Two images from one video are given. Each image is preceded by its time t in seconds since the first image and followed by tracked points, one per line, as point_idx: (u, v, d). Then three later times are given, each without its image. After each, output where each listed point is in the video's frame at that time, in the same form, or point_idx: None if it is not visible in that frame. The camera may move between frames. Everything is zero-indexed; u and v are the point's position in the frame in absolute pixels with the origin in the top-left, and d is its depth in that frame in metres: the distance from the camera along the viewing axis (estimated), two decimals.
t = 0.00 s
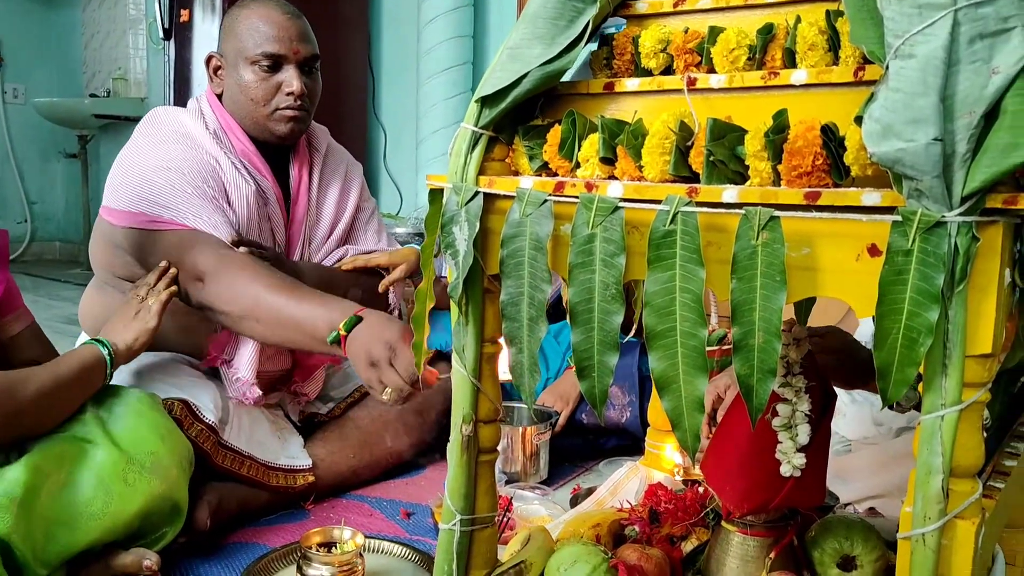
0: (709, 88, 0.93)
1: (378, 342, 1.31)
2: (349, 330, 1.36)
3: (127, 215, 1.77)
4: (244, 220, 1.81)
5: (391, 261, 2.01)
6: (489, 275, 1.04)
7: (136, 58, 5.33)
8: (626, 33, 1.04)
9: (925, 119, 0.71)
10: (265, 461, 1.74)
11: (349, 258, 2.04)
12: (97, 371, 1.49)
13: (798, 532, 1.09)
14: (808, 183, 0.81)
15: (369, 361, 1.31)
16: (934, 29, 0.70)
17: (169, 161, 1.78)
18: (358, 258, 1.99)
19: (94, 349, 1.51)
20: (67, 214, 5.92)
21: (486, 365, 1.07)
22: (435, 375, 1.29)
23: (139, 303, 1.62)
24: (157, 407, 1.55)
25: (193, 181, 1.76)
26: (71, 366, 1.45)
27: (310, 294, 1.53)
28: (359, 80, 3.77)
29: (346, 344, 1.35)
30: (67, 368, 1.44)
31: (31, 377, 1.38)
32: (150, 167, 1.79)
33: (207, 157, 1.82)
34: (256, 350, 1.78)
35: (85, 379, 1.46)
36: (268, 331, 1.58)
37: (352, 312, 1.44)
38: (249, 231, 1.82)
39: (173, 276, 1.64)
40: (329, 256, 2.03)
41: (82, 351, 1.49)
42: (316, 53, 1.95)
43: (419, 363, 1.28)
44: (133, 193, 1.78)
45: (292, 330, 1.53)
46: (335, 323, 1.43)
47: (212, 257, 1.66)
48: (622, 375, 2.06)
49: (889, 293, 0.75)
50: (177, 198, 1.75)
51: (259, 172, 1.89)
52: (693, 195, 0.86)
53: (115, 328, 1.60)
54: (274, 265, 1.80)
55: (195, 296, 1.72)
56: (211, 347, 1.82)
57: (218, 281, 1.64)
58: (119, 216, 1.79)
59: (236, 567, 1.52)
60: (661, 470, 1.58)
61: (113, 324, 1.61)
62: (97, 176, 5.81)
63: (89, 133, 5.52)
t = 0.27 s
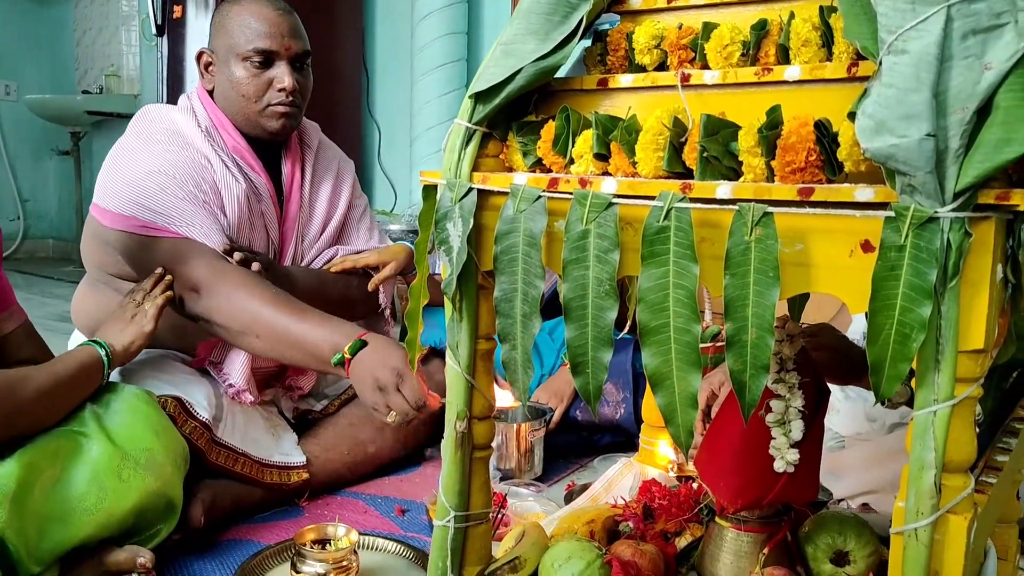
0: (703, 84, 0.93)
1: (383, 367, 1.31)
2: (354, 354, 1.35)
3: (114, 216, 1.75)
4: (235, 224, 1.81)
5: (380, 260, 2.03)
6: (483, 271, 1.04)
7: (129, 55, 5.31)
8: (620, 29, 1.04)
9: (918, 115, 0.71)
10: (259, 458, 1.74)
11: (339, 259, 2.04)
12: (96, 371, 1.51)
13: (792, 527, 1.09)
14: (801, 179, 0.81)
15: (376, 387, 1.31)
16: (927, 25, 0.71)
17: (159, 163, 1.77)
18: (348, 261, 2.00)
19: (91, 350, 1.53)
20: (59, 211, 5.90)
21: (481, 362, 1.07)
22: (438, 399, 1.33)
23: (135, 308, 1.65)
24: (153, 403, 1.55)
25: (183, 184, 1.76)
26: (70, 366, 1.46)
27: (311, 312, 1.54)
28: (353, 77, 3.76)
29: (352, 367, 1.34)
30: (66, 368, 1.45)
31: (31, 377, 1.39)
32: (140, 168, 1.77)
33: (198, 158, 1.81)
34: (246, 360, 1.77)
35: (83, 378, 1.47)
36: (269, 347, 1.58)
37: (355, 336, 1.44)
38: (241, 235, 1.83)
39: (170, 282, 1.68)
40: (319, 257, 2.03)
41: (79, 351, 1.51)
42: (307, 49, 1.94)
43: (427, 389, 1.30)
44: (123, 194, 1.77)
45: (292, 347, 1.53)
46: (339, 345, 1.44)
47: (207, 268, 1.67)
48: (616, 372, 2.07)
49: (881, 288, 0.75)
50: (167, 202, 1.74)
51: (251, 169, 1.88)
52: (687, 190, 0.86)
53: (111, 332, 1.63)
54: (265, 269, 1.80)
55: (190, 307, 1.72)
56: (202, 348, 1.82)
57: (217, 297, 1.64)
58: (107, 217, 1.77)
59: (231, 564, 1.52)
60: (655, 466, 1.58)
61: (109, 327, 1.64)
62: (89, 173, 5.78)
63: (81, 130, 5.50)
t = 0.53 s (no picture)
0: (697, 81, 0.93)
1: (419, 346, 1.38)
2: (385, 336, 1.45)
3: (114, 215, 1.75)
4: (236, 218, 1.82)
5: (372, 257, 2.02)
6: (477, 267, 1.04)
7: (122, 52, 5.29)
8: (614, 26, 1.05)
9: (910, 111, 0.71)
10: (254, 455, 1.73)
11: (332, 256, 2.04)
12: (97, 365, 1.51)
13: (786, 523, 1.09)
14: (795, 175, 0.81)
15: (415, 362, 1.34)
16: (920, 22, 0.71)
17: (156, 160, 1.77)
18: (340, 257, 1.99)
19: (94, 344, 1.53)
20: (53, 208, 5.87)
21: (476, 359, 1.07)
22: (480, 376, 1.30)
23: (139, 304, 1.63)
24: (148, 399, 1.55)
25: (179, 179, 1.76)
26: (70, 361, 1.46)
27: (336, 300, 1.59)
28: (347, 74, 3.76)
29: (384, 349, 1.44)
30: (67, 363, 1.45)
31: (32, 371, 1.39)
32: (136, 165, 1.77)
33: (194, 155, 1.81)
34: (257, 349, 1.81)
35: (84, 373, 1.47)
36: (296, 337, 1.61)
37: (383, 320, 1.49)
38: (242, 230, 1.84)
39: (176, 283, 1.67)
40: (314, 251, 2.03)
41: (82, 344, 1.51)
42: (296, 44, 1.94)
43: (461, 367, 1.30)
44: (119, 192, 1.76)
45: (321, 335, 1.57)
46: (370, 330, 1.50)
47: (225, 264, 1.67)
48: (610, 369, 2.07)
49: (874, 285, 0.75)
50: (168, 198, 1.73)
51: (245, 165, 1.87)
52: (682, 186, 0.87)
53: (113, 327, 1.60)
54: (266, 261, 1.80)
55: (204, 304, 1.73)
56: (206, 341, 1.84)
57: (238, 291, 1.65)
58: (105, 216, 1.76)
59: (225, 561, 1.52)
60: (650, 463, 1.58)
61: (110, 321, 1.60)
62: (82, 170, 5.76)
63: (75, 127, 5.48)
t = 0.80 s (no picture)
0: (692, 78, 0.93)
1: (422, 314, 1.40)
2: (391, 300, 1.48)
3: (113, 209, 1.73)
4: (234, 209, 1.82)
5: (364, 253, 2.01)
6: (472, 265, 1.04)
7: (116, 49, 5.28)
8: (608, 24, 1.05)
9: (905, 109, 0.71)
10: (249, 454, 1.73)
11: (325, 250, 2.03)
12: (94, 364, 1.49)
13: (781, 520, 1.09)
14: (790, 173, 0.81)
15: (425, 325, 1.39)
16: (913, 19, 0.71)
17: (151, 153, 1.76)
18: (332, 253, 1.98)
19: (90, 341, 1.51)
20: (46, 206, 5.85)
21: (471, 357, 1.07)
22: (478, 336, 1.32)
23: (140, 303, 1.61)
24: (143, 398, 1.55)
25: (175, 170, 1.74)
26: (66, 359, 1.44)
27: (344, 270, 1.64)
28: (342, 72, 3.75)
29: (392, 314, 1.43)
30: (63, 361, 1.44)
31: (27, 370, 1.38)
32: (130, 159, 1.75)
33: (189, 148, 1.80)
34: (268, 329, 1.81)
35: (80, 372, 1.46)
36: (303, 310, 1.66)
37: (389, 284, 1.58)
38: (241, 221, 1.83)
39: (180, 281, 1.64)
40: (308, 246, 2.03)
41: (79, 344, 1.49)
42: (285, 39, 1.94)
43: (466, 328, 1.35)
44: (113, 186, 1.75)
45: (331, 304, 1.62)
46: (378, 293, 1.59)
47: (228, 245, 1.67)
48: (605, 367, 2.07)
49: (868, 282, 0.75)
50: (166, 188, 1.72)
51: (238, 160, 1.87)
52: (676, 184, 0.86)
53: (111, 325, 1.57)
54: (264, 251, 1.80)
55: (207, 285, 1.72)
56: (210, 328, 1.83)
57: (245, 269, 1.66)
58: (103, 212, 1.75)
59: (220, 560, 1.51)
60: (645, 460, 1.59)
61: (109, 319, 1.58)
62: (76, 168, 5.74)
63: (68, 125, 5.46)
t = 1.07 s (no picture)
0: (687, 77, 0.93)
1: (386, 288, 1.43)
2: (359, 281, 1.47)
3: (98, 202, 1.73)
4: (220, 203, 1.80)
5: (357, 252, 2.00)
6: (467, 264, 1.04)
7: (111, 47, 5.27)
8: (604, 22, 1.04)
9: (899, 107, 0.71)
10: (244, 452, 1.73)
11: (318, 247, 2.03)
12: (81, 367, 1.48)
13: (776, 518, 1.10)
14: (784, 171, 0.82)
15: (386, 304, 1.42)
16: (908, 18, 0.72)
17: (139, 146, 1.76)
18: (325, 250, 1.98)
19: (78, 344, 1.50)
20: (41, 205, 5.83)
21: (466, 355, 1.07)
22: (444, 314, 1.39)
23: (128, 304, 1.60)
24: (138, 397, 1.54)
25: (162, 163, 1.74)
26: (52, 363, 1.44)
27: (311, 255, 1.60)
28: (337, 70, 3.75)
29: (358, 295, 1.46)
30: (49, 366, 1.43)
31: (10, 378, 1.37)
32: (118, 154, 1.75)
33: (176, 143, 1.80)
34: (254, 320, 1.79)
35: (67, 375, 1.45)
36: (273, 296, 1.62)
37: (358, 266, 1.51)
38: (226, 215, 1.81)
39: (168, 282, 1.62)
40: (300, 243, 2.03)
41: (65, 347, 1.49)
42: (277, 35, 1.94)
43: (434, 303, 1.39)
44: (100, 180, 1.74)
45: (302, 288, 1.57)
46: (344, 276, 1.51)
47: (203, 233, 1.66)
48: (601, 365, 2.08)
49: (863, 281, 0.76)
50: (151, 180, 1.71)
51: (228, 156, 1.87)
52: (671, 183, 0.86)
53: (100, 326, 1.57)
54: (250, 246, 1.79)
55: (184, 275, 1.71)
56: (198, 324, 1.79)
57: (216, 254, 1.64)
58: (89, 205, 1.74)
59: (217, 559, 1.51)
60: (641, 458, 1.59)
61: (99, 320, 1.58)
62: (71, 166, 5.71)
63: (64, 123, 5.44)
